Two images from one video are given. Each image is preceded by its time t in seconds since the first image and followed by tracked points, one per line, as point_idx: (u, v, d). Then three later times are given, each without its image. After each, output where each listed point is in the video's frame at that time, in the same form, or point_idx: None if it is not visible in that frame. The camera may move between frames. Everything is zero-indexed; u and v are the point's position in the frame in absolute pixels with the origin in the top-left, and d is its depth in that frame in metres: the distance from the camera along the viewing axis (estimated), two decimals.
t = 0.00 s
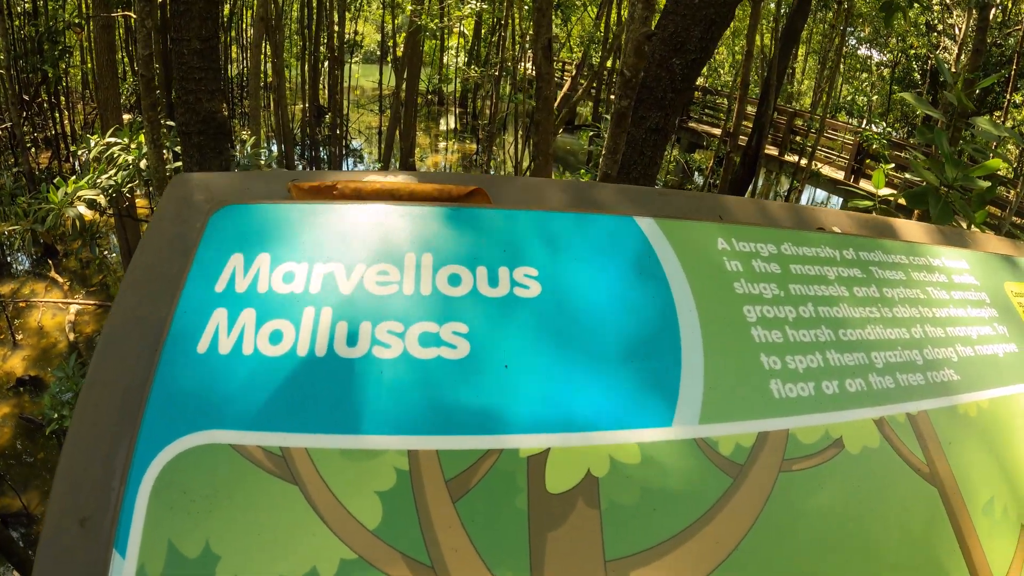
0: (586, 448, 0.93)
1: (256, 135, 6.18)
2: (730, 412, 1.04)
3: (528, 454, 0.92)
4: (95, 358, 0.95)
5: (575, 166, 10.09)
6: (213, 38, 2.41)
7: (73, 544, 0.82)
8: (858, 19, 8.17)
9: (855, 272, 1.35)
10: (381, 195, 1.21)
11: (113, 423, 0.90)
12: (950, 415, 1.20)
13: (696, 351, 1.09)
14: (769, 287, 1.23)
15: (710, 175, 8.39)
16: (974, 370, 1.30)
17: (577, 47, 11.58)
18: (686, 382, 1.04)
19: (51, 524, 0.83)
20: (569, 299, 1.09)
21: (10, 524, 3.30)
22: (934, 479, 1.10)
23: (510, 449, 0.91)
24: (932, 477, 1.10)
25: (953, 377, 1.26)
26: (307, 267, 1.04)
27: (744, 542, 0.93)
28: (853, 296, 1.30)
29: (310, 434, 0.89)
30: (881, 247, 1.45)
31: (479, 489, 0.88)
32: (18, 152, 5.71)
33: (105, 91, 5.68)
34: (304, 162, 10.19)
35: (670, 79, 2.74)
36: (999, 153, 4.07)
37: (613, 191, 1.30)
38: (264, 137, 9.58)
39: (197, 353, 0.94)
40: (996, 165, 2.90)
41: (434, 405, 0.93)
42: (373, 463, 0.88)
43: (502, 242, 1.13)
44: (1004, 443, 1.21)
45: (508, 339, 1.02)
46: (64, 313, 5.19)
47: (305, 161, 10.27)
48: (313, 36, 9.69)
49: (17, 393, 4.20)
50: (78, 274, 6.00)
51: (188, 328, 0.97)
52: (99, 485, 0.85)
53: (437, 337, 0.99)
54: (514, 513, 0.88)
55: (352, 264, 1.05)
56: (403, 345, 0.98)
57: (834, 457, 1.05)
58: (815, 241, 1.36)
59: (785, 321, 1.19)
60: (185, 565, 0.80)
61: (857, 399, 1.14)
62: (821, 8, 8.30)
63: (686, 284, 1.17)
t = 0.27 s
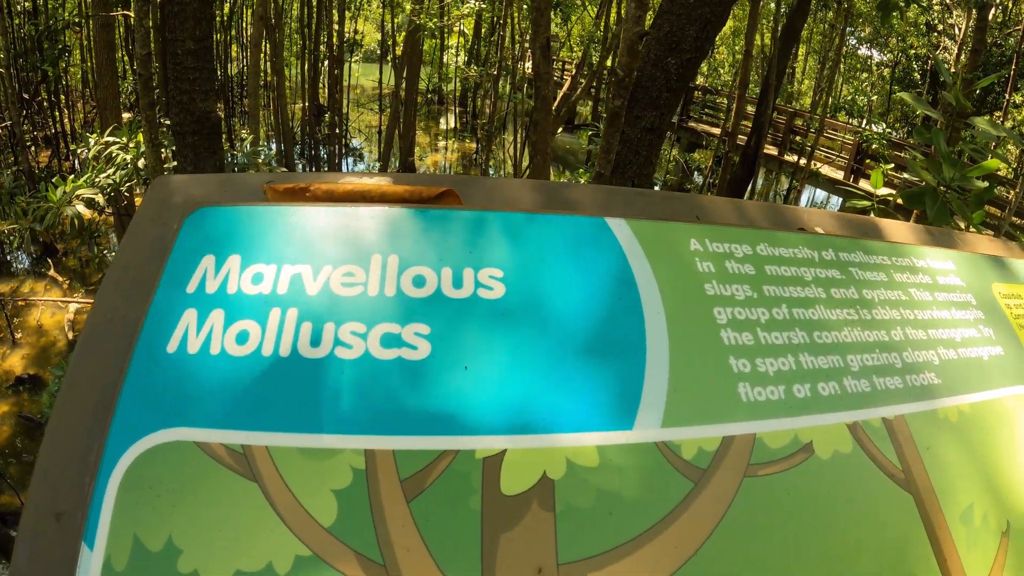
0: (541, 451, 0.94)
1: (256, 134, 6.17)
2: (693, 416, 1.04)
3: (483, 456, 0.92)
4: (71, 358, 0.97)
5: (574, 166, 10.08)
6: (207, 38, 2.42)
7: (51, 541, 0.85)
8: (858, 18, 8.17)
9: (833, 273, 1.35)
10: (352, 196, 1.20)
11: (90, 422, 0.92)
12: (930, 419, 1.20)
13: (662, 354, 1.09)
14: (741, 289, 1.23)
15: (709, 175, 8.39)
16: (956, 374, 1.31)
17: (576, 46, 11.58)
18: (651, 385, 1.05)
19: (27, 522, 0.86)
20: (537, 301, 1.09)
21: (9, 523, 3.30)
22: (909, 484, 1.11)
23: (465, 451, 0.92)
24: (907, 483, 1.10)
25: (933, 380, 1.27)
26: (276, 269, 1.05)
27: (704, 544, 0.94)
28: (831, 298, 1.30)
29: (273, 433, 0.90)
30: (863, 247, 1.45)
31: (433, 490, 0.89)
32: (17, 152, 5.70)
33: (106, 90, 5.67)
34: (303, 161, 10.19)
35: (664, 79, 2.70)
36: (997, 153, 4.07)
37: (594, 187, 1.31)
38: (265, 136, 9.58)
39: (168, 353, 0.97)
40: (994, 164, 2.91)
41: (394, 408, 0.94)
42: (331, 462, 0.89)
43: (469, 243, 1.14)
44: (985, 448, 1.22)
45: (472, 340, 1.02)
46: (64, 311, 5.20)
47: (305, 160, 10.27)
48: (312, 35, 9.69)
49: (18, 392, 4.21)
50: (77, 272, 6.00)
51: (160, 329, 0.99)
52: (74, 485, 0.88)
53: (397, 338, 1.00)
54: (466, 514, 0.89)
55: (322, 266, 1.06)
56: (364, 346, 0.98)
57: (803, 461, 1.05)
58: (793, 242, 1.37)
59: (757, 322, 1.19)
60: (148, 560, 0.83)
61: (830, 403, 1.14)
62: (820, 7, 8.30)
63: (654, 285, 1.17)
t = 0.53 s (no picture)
0: (477, 459, 0.93)
1: (254, 134, 6.17)
2: (642, 427, 1.02)
3: (425, 463, 0.91)
4: (42, 360, 1.00)
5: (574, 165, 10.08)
6: (198, 39, 2.43)
7: (14, 538, 0.88)
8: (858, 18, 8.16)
9: (807, 277, 1.34)
10: (314, 201, 1.21)
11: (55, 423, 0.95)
12: (904, 429, 1.20)
13: (618, 359, 1.07)
14: (707, 293, 1.22)
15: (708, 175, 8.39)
16: (931, 381, 1.30)
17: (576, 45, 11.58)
18: (604, 392, 1.03)
19: None
20: (494, 305, 1.07)
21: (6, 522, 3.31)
22: (879, 498, 1.10)
23: (405, 458, 0.91)
24: (877, 497, 1.09)
25: (911, 388, 1.26)
26: (233, 272, 1.05)
27: (654, 555, 0.93)
28: (801, 303, 1.29)
29: (222, 437, 0.91)
30: (841, 251, 1.45)
31: (372, 497, 0.89)
32: (17, 151, 5.70)
33: (105, 89, 5.67)
34: (303, 160, 10.19)
35: (658, 79, 2.67)
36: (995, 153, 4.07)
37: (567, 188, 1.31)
38: (264, 136, 9.59)
39: (126, 356, 0.99)
40: (992, 165, 2.91)
41: (340, 414, 0.93)
42: (276, 466, 0.90)
43: (425, 247, 1.12)
44: (964, 460, 1.22)
45: (422, 347, 1.01)
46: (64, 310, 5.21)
47: (305, 159, 10.28)
48: (312, 35, 9.69)
49: (17, 391, 4.22)
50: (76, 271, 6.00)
51: (123, 332, 1.01)
52: (38, 483, 0.91)
53: (347, 344, 0.99)
54: (405, 525, 0.88)
55: (279, 269, 1.06)
56: (314, 351, 0.98)
57: (760, 473, 1.04)
58: (765, 246, 1.36)
59: (721, 329, 1.18)
60: (101, 557, 0.85)
61: (793, 412, 1.12)
62: (820, 7, 8.30)
63: (612, 289, 1.15)
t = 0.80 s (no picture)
0: (444, 460, 0.91)
1: (253, 132, 6.16)
2: (614, 428, 0.99)
3: (393, 462, 0.90)
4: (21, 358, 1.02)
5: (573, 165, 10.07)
6: (193, 38, 2.42)
7: None
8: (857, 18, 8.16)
9: (794, 275, 1.33)
10: (292, 198, 1.21)
11: (32, 420, 0.96)
12: (894, 431, 1.18)
13: (592, 357, 1.06)
14: (688, 291, 1.20)
15: (707, 174, 8.38)
16: (924, 381, 1.30)
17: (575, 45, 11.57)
18: (576, 390, 1.01)
19: None
20: (466, 302, 1.07)
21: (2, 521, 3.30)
22: (866, 502, 1.08)
23: (372, 458, 0.90)
24: (864, 501, 1.08)
25: (901, 389, 1.25)
26: (207, 270, 1.06)
27: (629, 556, 0.91)
28: (786, 301, 1.28)
29: (192, 433, 0.92)
30: (829, 248, 1.44)
31: (339, 495, 0.88)
32: (14, 150, 5.66)
33: (104, 89, 5.67)
34: (302, 159, 10.18)
35: (654, 77, 2.66)
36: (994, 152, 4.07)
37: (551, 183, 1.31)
38: (263, 135, 9.57)
39: (100, 354, 1.00)
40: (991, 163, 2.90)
41: (308, 410, 0.93)
42: (243, 464, 0.90)
43: (397, 244, 1.12)
44: (955, 461, 1.21)
45: (389, 344, 1.00)
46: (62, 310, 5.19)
47: (304, 159, 10.27)
48: (311, 34, 9.69)
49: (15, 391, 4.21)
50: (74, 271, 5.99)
51: (99, 330, 1.02)
52: (15, 479, 0.93)
53: (317, 341, 0.99)
54: (371, 523, 0.87)
55: (252, 266, 1.06)
56: (284, 348, 0.98)
57: (741, 476, 1.02)
58: (750, 243, 1.35)
59: (702, 327, 1.16)
60: (71, 552, 0.86)
61: (776, 413, 1.10)
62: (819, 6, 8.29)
63: (589, 286, 1.14)
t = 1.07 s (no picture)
0: (408, 463, 0.92)
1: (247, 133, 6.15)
2: (582, 429, 1.00)
3: (356, 464, 0.91)
4: None
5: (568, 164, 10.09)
6: (182, 40, 2.43)
7: None
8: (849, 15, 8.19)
9: (772, 273, 1.34)
10: (268, 201, 1.21)
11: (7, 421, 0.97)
12: (873, 431, 1.19)
13: (560, 357, 1.07)
14: (661, 290, 1.21)
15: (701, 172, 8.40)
16: (907, 380, 1.31)
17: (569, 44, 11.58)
18: (544, 391, 1.02)
19: None
20: (436, 303, 1.08)
21: None
22: (842, 503, 1.08)
23: (337, 460, 0.91)
24: (841, 503, 1.08)
25: (881, 388, 1.26)
26: (181, 273, 1.07)
27: (596, 557, 0.91)
28: (762, 300, 1.29)
29: (163, 435, 0.93)
30: (811, 246, 1.46)
31: (301, 497, 0.89)
32: (8, 152, 5.64)
33: (98, 91, 5.66)
34: (297, 160, 10.17)
35: (644, 75, 2.66)
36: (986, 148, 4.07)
37: (529, 184, 1.32)
38: (258, 136, 9.56)
39: (75, 357, 1.01)
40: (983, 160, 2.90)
41: (275, 412, 0.94)
42: (209, 466, 0.91)
43: (366, 247, 1.12)
44: (935, 461, 1.21)
45: (356, 347, 1.01)
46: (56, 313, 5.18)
47: (299, 159, 10.25)
48: (305, 34, 9.68)
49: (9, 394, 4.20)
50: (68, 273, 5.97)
51: (74, 333, 1.03)
52: None
53: (285, 343, 1.00)
54: (330, 526, 0.87)
55: (224, 270, 1.07)
56: (252, 351, 0.98)
57: (711, 479, 1.02)
58: (727, 242, 1.36)
59: (675, 327, 1.17)
60: (44, 553, 0.87)
61: (749, 414, 1.11)
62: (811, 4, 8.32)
63: (559, 287, 1.14)
